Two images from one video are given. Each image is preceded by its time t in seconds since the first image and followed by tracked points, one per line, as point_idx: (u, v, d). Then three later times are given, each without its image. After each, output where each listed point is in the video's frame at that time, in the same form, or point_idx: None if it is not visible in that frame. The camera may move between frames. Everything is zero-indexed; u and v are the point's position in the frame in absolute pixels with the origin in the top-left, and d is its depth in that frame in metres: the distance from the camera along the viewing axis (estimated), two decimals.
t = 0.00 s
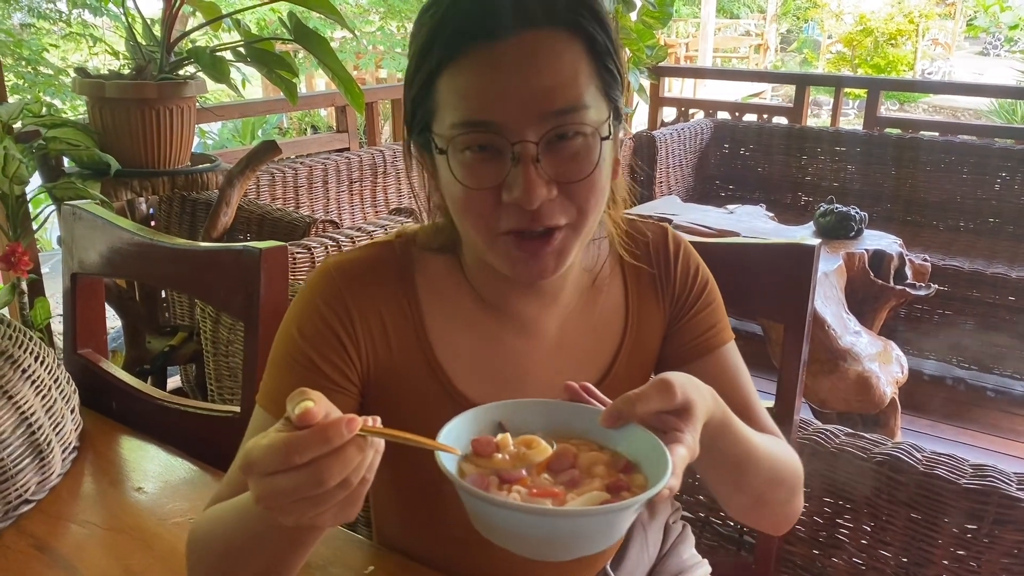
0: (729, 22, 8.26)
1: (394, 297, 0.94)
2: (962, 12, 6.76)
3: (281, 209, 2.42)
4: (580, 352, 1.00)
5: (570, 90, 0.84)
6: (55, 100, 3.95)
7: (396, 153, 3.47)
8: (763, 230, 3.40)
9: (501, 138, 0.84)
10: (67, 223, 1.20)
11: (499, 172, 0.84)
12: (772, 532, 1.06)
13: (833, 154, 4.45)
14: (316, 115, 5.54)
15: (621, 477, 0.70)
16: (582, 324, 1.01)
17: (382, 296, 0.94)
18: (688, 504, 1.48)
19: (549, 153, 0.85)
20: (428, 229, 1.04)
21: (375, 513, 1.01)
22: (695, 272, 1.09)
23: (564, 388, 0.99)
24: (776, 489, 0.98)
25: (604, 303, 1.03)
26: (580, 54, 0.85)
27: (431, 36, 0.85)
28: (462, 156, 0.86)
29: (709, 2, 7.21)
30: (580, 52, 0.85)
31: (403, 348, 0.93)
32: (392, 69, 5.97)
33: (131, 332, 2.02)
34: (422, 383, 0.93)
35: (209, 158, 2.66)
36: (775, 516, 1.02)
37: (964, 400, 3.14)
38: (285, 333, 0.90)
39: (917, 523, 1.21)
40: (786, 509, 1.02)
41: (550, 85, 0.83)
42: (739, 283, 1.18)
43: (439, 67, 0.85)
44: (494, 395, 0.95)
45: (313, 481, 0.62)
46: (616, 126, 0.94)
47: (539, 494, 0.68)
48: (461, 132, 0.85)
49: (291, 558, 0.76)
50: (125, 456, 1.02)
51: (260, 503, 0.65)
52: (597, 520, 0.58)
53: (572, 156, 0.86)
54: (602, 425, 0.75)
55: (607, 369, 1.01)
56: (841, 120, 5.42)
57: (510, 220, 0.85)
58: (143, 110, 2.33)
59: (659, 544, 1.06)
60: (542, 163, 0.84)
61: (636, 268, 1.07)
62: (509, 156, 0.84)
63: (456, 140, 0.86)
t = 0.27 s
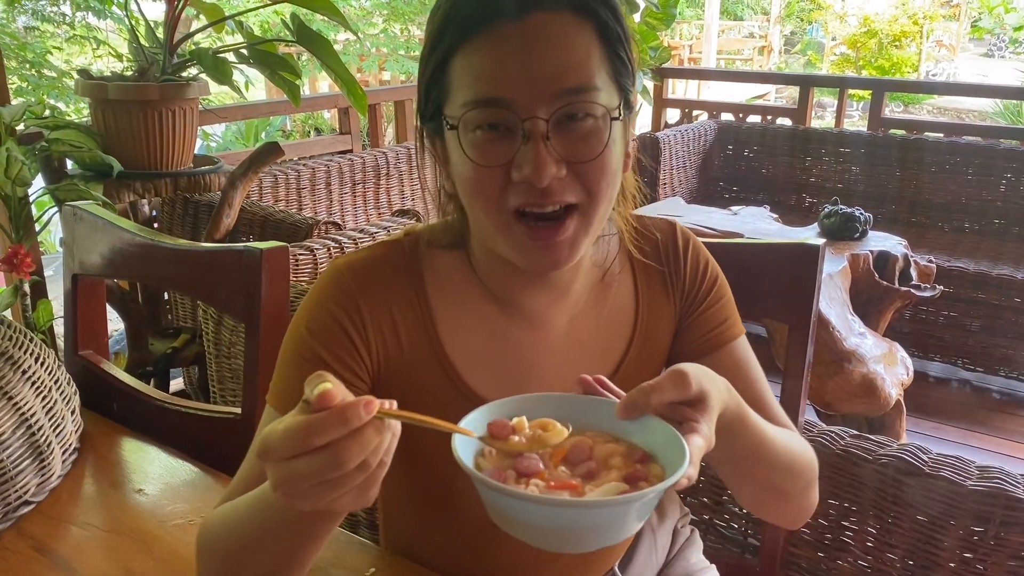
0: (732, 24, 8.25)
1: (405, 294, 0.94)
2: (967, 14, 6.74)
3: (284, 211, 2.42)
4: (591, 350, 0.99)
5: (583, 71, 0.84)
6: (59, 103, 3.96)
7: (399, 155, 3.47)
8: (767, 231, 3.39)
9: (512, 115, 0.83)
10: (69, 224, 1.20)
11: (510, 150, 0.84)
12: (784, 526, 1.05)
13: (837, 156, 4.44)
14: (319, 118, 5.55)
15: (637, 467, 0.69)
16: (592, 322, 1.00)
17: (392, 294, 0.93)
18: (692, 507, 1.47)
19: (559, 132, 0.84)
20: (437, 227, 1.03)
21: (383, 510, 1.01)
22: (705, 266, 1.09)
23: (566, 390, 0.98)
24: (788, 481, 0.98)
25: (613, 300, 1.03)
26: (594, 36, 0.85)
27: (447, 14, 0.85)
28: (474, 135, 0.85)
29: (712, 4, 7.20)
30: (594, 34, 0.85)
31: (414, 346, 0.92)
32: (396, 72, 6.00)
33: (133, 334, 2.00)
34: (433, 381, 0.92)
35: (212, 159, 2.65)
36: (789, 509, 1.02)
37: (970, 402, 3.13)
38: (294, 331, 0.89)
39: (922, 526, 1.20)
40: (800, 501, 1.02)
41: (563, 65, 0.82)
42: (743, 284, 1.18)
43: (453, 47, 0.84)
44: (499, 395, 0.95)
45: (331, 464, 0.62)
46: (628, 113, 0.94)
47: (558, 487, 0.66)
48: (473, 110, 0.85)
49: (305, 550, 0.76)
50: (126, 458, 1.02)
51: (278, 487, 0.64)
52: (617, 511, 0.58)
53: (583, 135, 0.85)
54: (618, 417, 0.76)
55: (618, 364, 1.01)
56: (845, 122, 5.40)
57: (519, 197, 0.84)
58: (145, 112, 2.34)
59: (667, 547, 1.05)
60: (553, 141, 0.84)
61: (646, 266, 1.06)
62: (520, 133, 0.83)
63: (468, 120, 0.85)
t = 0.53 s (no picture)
0: (736, 26, 8.24)
1: (415, 286, 0.93)
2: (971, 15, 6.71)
3: (286, 213, 2.42)
4: (598, 344, 1.00)
5: (586, 67, 0.83)
6: (63, 106, 3.96)
7: (402, 157, 3.47)
8: (771, 234, 3.38)
9: (517, 113, 0.83)
10: (69, 226, 1.19)
11: (516, 147, 0.83)
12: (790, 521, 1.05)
13: (842, 158, 4.43)
14: (323, 121, 5.56)
15: (642, 452, 0.69)
16: (598, 317, 1.00)
17: (403, 286, 0.93)
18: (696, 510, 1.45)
19: (564, 129, 0.84)
20: (447, 222, 1.02)
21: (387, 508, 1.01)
22: (711, 266, 1.08)
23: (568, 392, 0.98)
24: (794, 475, 0.97)
25: (621, 295, 1.02)
26: (595, 31, 0.84)
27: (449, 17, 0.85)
28: (479, 135, 0.85)
29: (716, 6, 7.20)
30: (596, 30, 0.84)
31: (424, 337, 0.92)
32: (400, 75, 6.06)
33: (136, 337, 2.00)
34: (444, 373, 0.92)
35: (215, 162, 2.65)
36: (795, 502, 1.01)
37: (974, 405, 3.11)
38: (305, 322, 0.88)
39: (927, 529, 1.18)
40: (805, 496, 1.01)
41: (566, 61, 0.82)
42: (747, 286, 1.17)
43: (455, 49, 0.84)
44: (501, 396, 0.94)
45: (354, 436, 0.63)
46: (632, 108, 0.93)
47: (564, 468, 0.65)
48: (479, 109, 0.84)
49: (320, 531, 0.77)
50: (127, 460, 1.01)
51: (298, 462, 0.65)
52: (621, 488, 0.58)
53: (589, 130, 0.85)
54: (623, 403, 0.75)
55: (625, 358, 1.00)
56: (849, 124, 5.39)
57: (525, 193, 0.83)
58: (148, 114, 2.33)
59: (673, 549, 1.05)
60: (557, 137, 0.83)
61: (652, 262, 1.06)
62: (526, 131, 0.83)
63: (474, 121, 0.85)
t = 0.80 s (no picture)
0: (740, 31, 8.26)
1: (429, 291, 0.93)
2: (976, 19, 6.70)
3: (293, 219, 2.43)
4: (610, 347, 0.99)
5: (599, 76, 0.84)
6: (70, 113, 3.98)
7: (408, 163, 3.48)
8: (777, 239, 3.37)
9: (531, 118, 0.83)
10: (77, 235, 1.20)
11: (530, 154, 0.83)
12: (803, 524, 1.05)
13: (847, 162, 4.42)
14: (329, 127, 5.58)
15: (658, 453, 0.69)
16: (610, 320, 1.00)
17: (417, 289, 0.93)
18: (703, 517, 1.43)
19: (577, 136, 0.84)
20: (460, 227, 1.03)
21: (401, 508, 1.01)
22: (721, 270, 1.08)
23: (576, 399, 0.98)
24: (808, 479, 0.97)
25: (632, 299, 1.02)
26: (608, 41, 0.85)
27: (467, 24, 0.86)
28: (494, 140, 0.85)
29: (721, 11, 7.20)
30: (608, 39, 0.85)
31: (438, 339, 0.92)
32: (405, 80, 5.95)
33: (144, 343, 2.08)
34: (458, 374, 0.92)
35: (221, 169, 2.66)
36: (809, 509, 1.01)
37: (982, 411, 3.09)
38: (322, 325, 0.89)
39: (938, 538, 1.14)
40: (819, 502, 1.01)
41: (579, 69, 0.83)
42: (755, 292, 1.16)
43: (472, 55, 0.84)
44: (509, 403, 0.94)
45: (368, 448, 0.63)
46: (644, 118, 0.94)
47: (582, 468, 0.65)
48: (494, 115, 0.85)
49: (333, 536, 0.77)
50: (134, 468, 1.01)
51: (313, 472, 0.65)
52: (642, 488, 0.58)
53: (601, 137, 0.85)
54: (638, 405, 0.75)
55: (637, 361, 1.00)
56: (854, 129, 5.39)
57: (540, 202, 0.83)
58: (155, 121, 2.34)
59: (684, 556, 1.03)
60: (570, 144, 0.84)
61: (663, 266, 1.06)
62: (539, 137, 0.83)
63: (489, 127, 0.85)
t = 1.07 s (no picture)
0: (746, 40, 8.28)
1: (451, 309, 0.94)
2: (981, 28, 6.70)
3: (303, 232, 2.44)
4: (627, 364, 1.00)
5: (629, 126, 0.83)
6: (80, 124, 4.00)
7: (416, 174, 3.49)
8: (784, 250, 3.37)
9: (558, 168, 0.83)
10: (94, 252, 1.21)
11: (554, 200, 0.84)
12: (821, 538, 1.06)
13: (854, 173, 4.42)
14: (336, 137, 5.62)
15: (680, 478, 0.70)
16: (628, 336, 1.01)
17: (438, 308, 0.94)
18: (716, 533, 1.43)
19: (603, 186, 0.84)
20: (480, 245, 1.03)
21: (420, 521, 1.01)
22: (738, 288, 1.09)
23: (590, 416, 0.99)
24: (823, 498, 0.98)
25: (650, 315, 1.03)
26: (638, 89, 0.85)
27: (500, 65, 0.86)
28: (520, 185, 0.86)
29: (726, 20, 7.22)
30: (638, 87, 0.85)
31: (460, 356, 0.93)
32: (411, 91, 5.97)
33: (155, 356, 2.08)
34: (480, 390, 0.93)
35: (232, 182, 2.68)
36: (824, 525, 1.02)
37: (991, 422, 3.09)
38: (346, 343, 0.90)
39: (950, 555, 1.13)
40: (834, 518, 1.02)
41: (609, 120, 0.82)
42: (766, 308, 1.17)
43: (501, 97, 0.85)
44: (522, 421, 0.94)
45: (404, 463, 0.64)
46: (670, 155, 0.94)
47: (605, 494, 0.66)
48: (522, 163, 0.85)
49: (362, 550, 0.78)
50: (150, 485, 1.02)
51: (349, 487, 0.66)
52: (666, 517, 0.59)
53: (626, 187, 0.85)
54: (660, 429, 0.76)
55: (655, 378, 1.02)
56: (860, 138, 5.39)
57: (562, 240, 0.85)
58: (167, 136, 2.37)
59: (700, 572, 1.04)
60: (596, 192, 0.83)
61: (679, 282, 1.06)
62: (565, 185, 0.83)
63: (516, 170, 0.86)
